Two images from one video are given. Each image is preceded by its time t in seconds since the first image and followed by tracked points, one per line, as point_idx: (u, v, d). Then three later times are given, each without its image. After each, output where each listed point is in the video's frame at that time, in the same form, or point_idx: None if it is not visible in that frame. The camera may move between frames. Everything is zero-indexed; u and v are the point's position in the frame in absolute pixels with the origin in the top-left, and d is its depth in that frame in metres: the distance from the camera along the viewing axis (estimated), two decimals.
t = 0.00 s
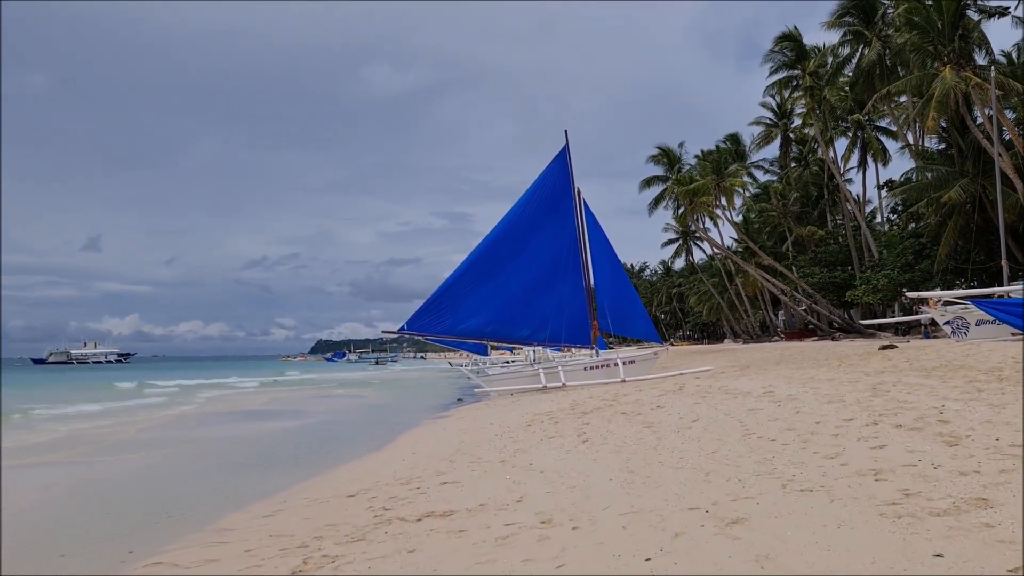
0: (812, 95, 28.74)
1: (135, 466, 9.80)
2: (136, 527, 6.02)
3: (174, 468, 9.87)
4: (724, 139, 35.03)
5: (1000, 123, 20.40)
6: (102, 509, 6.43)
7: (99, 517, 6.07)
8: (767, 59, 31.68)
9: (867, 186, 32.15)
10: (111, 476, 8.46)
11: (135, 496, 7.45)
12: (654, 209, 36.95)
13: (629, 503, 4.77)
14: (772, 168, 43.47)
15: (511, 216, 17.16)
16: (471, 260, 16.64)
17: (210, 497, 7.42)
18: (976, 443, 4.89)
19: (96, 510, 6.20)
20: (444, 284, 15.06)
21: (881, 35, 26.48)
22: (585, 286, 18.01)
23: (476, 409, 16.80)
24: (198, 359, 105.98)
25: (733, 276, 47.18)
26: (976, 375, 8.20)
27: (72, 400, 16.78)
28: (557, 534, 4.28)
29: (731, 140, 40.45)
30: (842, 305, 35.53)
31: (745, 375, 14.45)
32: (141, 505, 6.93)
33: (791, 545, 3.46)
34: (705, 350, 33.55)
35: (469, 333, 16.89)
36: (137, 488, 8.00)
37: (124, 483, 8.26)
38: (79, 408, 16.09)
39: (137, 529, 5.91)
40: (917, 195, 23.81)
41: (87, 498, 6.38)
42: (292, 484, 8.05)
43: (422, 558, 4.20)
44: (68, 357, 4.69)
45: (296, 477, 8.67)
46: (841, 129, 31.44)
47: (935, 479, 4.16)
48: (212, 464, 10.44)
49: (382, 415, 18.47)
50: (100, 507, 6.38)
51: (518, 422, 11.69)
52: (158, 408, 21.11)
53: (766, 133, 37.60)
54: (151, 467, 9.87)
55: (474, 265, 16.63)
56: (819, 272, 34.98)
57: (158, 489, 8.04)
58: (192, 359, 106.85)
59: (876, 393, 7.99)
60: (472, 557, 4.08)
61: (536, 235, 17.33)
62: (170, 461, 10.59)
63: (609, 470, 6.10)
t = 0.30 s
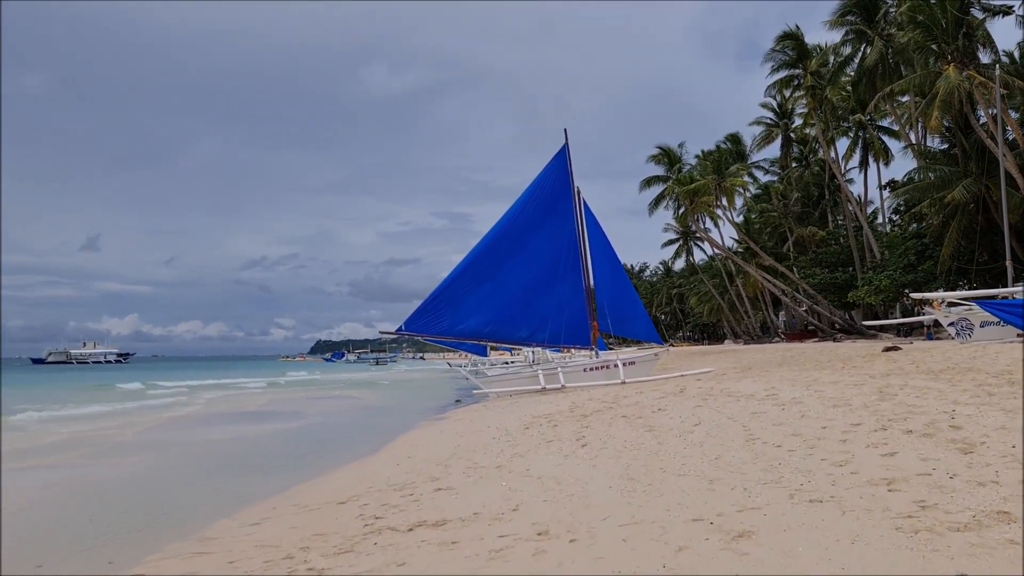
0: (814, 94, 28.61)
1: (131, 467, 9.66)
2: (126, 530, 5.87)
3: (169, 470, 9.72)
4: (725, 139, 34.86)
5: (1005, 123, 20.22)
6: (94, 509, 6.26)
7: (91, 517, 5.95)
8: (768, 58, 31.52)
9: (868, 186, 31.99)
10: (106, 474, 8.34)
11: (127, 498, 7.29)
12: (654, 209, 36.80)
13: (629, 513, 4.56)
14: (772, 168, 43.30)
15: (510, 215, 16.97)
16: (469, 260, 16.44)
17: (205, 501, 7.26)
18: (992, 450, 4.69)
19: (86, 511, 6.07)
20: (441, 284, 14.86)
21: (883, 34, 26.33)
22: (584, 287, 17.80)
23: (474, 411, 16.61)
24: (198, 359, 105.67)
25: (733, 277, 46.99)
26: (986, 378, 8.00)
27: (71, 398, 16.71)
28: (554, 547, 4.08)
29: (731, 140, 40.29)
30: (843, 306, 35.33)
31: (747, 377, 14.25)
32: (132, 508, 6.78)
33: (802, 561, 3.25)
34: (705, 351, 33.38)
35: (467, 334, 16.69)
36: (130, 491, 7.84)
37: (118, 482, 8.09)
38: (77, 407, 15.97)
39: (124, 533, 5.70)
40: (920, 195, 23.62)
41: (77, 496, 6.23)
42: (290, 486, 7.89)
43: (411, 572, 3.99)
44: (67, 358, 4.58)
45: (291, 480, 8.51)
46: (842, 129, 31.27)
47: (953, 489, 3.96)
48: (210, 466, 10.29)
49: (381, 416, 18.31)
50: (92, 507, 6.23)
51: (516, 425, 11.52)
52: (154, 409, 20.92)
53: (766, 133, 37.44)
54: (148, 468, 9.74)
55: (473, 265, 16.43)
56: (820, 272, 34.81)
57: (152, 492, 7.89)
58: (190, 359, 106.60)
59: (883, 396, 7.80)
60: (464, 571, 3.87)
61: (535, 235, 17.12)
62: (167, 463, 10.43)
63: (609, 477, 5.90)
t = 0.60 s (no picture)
0: (814, 93, 28.45)
1: (122, 469, 9.47)
2: (113, 535, 5.68)
3: (161, 474, 9.52)
4: (725, 139, 34.68)
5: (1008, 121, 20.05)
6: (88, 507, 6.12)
7: (78, 516, 5.76)
8: (768, 57, 31.35)
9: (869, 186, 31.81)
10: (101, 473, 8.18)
11: (116, 500, 7.09)
12: (654, 210, 36.63)
13: (634, 520, 4.36)
14: (772, 168, 43.16)
15: (509, 214, 16.79)
16: (467, 259, 16.25)
17: (197, 506, 7.07)
18: (1010, 454, 4.51)
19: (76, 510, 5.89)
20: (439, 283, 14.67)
21: (884, 32, 26.19)
22: (584, 287, 17.62)
23: (473, 412, 16.42)
24: (196, 359, 105.46)
25: (733, 277, 46.87)
26: (995, 379, 7.83)
27: (66, 396, 16.53)
28: (554, 556, 3.88)
29: (731, 140, 40.15)
30: (844, 307, 35.17)
31: (749, 377, 14.09)
32: (120, 511, 6.59)
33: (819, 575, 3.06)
34: (705, 351, 33.19)
35: (466, 334, 16.51)
36: (117, 492, 7.64)
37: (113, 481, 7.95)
38: (72, 405, 15.80)
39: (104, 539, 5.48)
40: (921, 194, 23.49)
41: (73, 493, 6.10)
42: (283, 490, 7.70)
43: None
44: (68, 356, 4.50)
45: (284, 485, 8.32)
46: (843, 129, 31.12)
47: (975, 496, 3.78)
48: (203, 470, 10.12)
49: (378, 417, 18.11)
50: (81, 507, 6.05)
51: (514, 426, 11.33)
52: (151, 410, 20.72)
53: (766, 133, 37.30)
54: (140, 471, 9.57)
55: (471, 265, 16.23)
56: (820, 272, 34.61)
57: (142, 495, 7.70)
58: (189, 359, 106.47)
59: (890, 398, 7.62)
60: None
61: (534, 234, 16.94)
62: (159, 466, 10.24)
63: (610, 481, 5.72)
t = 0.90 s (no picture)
0: (815, 91, 28.28)
1: (123, 470, 9.37)
2: (102, 540, 5.53)
3: (158, 479, 9.39)
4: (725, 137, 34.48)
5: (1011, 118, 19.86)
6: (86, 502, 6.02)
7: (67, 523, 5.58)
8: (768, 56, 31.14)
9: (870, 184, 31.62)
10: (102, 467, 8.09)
11: (112, 503, 6.95)
12: (653, 209, 36.50)
13: (641, 531, 4.19)
14: (772, 166, 43.00)
15: (509, 214, 16.63)
16: (467, 259, 16.08)
17: (191, 514, 6.90)
18: None
19: (72, 507, 5.80)
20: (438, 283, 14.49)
21: (885, 30, 26.03)
22: (585, 287, 17.42)
23: (472, 413, 16.25)
24: (195, 360, 105.28)
25: (733, 277, 46.70)
26: (1007, 379, 7.67)
27: (67, 396, 16.44)
28: (560, 570, 3.70)
29: (731, 139, 39.98)
30: (845, 305, 34.97)
31: (753, 378, 13.92)
32: (112, 516, 6.43)
33: None
34: (706, 351, 33.03)
35: (465, 335, 16.33)
36: (109, 497, 7.48)
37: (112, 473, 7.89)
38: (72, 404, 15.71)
39: (93, 547, 5.30)
40: (923, 192, 23.32)
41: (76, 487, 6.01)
42: (280, 497, 7.52)
43: None
44: (62, 359, 4.31)
45: (281, 491, 8.13)
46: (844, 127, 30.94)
47: (1001, 506, 3.61)
48: (201, 474, 9.99)
49: (377, 419, 17.96)
50: (77, 506, 5.96)
51: (515, 428, 11.15)
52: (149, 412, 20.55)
53: (766, 132, 37.12)
54: (140, 472, 9.46)
55: (470, 265, 16.05)
56: (821, 272, 34.41)
57: (136, 499, 7.55)
58: (188, 360, 106.25)
59: (901, 399, 7.42)
60: None
61: (534, 234, 16.76)
62: (159, 469, 10.12)
63: (616, 487, 5.54)
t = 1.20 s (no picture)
0: (816, 88, 28.08)
1: (115, 468, 9.18)
2: (90, 541, 5.36)
3: (153, 478, 9.21)
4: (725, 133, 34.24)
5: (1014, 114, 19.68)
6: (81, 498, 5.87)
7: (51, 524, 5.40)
8: (768, 52, 30.89)
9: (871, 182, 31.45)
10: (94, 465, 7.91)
11: (102, 502, 6.77)
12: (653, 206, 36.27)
13: (646, 534, 4.00)
14: (772, 164, 42.82)
15: (508, 210, 16.43)
16: (466, 256, 15.87)
17: (183, 514, 6.73)
18: None
19: (63, 503, 5.65)
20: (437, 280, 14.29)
21: (887, 26, 25.83)
22: (584, 284, 17.24)
23: (471, 411, 16.05)
24: (194, 358, 105.03)
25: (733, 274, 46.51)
26: (1017, 376, 7.50)
27: (63, 393, 16.25)
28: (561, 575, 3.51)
29: (731, 136, 39.77)
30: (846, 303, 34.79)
31: (755, 376, 13.74)
32: (100, 515, 6.24)
33: None
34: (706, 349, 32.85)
35: (464, 332, 16.13)
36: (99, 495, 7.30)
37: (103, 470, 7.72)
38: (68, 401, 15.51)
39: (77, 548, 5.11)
40: (925, 189, 23.13)
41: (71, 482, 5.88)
42: (273, 497, 7.34)
43: None
44: (65, 358, 4.25)
45: (275, 492, 7.96)
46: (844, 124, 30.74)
47: None
48: (197, 473, 9.80)
49: (375, 418, 17.78)
50: (69, 502, 5.80)
51: (514, 427, 10.94)
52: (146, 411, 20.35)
53: (766, 129, 36.93)
54: (133, 470, 9.27)
55: (469, 261, 15.85)
56: (821, 270, 34.26)
57: (126, 499, 7.35)
58: (186, 358, 105.96)
59: (909, 397, 7.25)
60: None
61: (534, 230, 16.57)
62: (153, 468, 9.94)
63: (618, 488, 5.35)
